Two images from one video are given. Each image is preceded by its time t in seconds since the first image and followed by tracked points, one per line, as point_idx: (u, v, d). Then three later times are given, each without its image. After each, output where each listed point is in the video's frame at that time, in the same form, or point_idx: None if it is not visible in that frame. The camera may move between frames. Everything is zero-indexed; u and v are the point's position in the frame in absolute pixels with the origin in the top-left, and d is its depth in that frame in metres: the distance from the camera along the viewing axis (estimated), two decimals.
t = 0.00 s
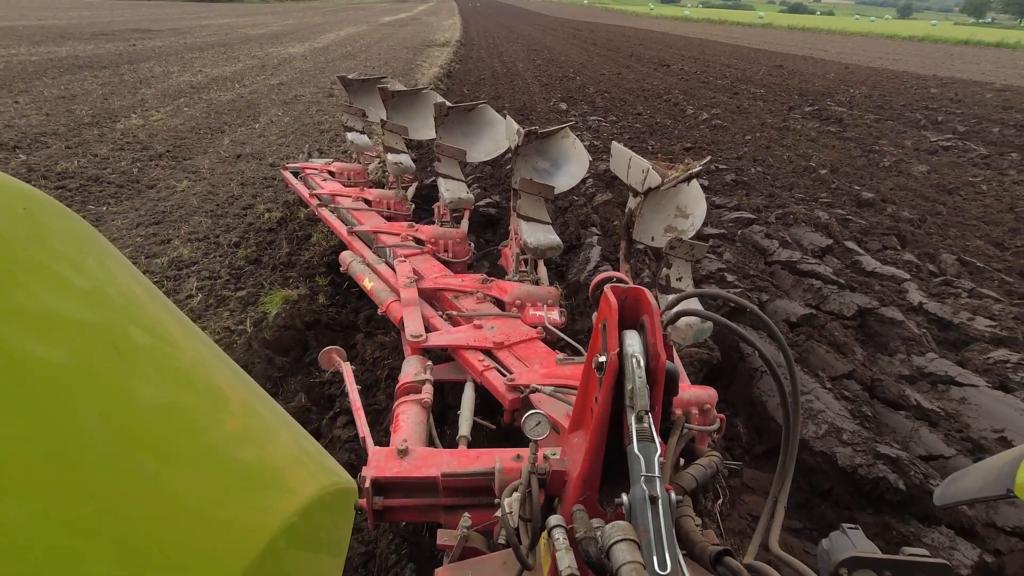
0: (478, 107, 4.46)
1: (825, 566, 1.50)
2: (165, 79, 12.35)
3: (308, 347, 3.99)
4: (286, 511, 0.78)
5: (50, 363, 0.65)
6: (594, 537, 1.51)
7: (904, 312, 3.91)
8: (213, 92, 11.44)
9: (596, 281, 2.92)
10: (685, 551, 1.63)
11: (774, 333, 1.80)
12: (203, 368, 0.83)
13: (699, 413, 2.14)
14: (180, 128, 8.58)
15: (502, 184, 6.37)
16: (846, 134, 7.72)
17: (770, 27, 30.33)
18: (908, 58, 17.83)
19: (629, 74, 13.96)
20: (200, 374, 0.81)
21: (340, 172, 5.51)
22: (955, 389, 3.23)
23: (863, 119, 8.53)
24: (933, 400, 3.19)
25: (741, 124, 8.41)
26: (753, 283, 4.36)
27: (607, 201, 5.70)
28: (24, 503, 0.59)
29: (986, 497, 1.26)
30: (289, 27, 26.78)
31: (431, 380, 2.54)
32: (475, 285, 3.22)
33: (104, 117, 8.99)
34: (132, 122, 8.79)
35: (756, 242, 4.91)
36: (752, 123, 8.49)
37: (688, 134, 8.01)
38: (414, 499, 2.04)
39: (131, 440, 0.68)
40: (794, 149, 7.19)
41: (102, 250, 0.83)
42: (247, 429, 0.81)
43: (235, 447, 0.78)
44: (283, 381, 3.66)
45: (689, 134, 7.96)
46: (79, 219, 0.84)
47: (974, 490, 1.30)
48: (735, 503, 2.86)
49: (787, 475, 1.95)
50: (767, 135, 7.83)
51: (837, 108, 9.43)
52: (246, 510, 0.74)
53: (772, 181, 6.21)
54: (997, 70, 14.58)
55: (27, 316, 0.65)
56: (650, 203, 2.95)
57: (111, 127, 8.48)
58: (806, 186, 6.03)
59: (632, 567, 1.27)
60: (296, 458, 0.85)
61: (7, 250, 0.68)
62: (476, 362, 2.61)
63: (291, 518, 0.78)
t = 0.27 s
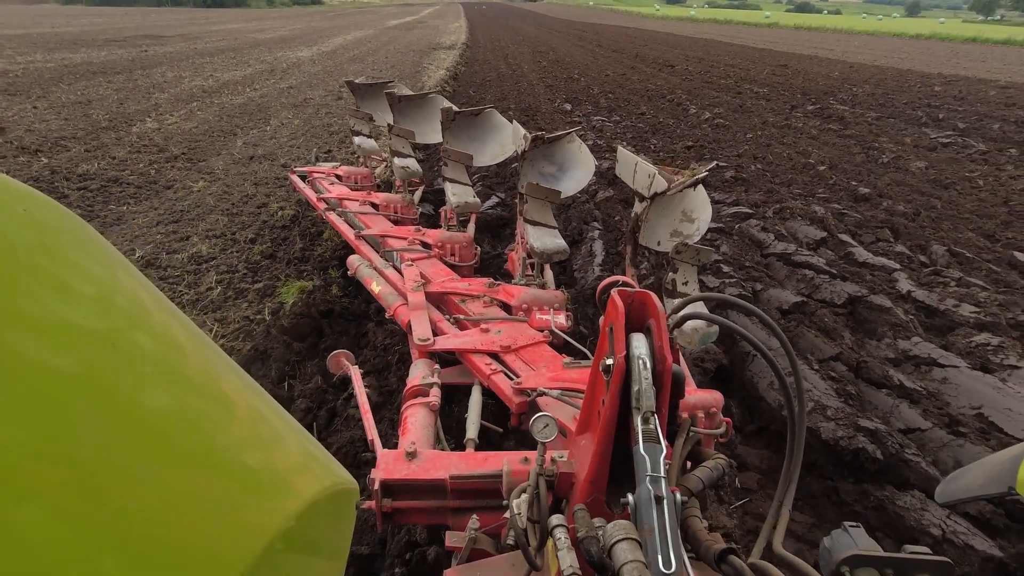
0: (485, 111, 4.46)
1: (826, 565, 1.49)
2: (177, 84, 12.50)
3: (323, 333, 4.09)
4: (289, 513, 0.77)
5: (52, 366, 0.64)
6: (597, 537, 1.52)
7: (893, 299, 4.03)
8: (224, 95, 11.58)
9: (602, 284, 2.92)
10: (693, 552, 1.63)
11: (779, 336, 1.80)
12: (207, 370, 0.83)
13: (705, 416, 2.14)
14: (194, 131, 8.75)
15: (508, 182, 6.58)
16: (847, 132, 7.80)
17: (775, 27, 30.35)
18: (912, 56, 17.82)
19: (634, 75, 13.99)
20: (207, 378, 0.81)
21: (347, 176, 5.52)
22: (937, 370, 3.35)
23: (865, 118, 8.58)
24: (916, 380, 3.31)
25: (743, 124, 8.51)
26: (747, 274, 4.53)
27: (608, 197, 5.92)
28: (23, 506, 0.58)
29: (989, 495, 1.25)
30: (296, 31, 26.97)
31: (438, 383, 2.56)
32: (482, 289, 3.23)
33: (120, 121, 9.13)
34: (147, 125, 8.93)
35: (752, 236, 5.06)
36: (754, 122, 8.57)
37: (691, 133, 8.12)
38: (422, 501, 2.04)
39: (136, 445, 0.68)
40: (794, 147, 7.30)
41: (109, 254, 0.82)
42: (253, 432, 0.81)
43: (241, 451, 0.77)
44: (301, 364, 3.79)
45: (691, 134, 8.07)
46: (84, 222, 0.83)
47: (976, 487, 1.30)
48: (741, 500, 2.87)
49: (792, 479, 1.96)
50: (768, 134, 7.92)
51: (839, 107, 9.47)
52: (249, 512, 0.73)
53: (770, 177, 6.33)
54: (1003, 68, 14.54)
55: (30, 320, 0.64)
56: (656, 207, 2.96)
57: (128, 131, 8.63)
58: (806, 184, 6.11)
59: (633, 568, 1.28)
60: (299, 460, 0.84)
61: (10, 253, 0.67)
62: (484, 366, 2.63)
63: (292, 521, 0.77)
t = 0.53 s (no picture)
0: (490, 113, 4.47)
1: (830, 566, 1.48)
2: (186, 86, 12.61)
3: (335, 320, 4.24)
4: (290, 516, 0.77)
5: (54, 370, 0.63)
6: (600, 539, 1.54)
7: (880, 288, 4.19)
8: (232, 97, 11.70)
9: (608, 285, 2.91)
10: (700, 553, 1.63)
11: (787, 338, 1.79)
12: (209, 373, 0.82)
13: (712, 418, 2.13)
14: (204, 133, 8.88)
15: (512, 179, 6.74)
16: (845, 131, 7.93)
17: (778, 27, 30.41)
18: (913, 55, 17.89)
19: (636, 75, 14.00)
20: (209, 382, 0.81)
21: (353, 178, 5.54)
22: (919, 352, 3.49)
23: (864, 117, 8.68)
24: (899, 361, 3.45)
25: (743, 123, 8.63)
26: (741, 264, 4.69)
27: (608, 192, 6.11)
28: (23, 509, 0.57)
29: (994, 495, 1.25)
30: (301, 34, 27.08)
31: (444, 385, 2.56)
32: (488, 290, 3.23)
33: (133, 122, 9.23)
34: (159, 126, 9.06)
35: (747, 229, 5.21)
36: (754, 121, 8.66)
37: (691, 132, 8.26)
38: (429, 503, 2.05)
39: (137, 448, 0.68)
40: (793, 145, 7.46)
41: (109, 256, 0.81)
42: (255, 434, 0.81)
43: (241, 454, 0.77)
44: (315, 347, 3.95)
45: (691, 133, 8.23)
46: (85, 223, 0.82)
47: (981, 487, 1.29)
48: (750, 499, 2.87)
49: (799, 482, 1.96)
50: (767, 132, 8.07)
51: (839, 106, 9.54)
52: (251, 515, 0.74)
53: (766, 173, 6.51)
54: (1003, 67, 14.62)
55: (32, 324, 0.63)
56: (662, 209, 2.95)
57: (140, 132, 8.75)
58: (800, 179, 6.30)
59: (638, 568, 1.30)
60: (302, 464, 0.85)
61: (11, 256, 0.66)
62: (490, 368, 2.63)
63: (293, 525, 0.77)
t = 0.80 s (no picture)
0: (491, 114, 4.47)
1: (834, 568, 1.48)
2: (191, 86, 12.65)
3: (345, 305, 4.35)
4: (291, 519, 0.78)
5: (57, 374, 0.63)
6: (603, 540, 1.54)
7: (866, 274, 4.38)
8: (236, 97, 11.77)
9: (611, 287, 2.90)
10: (703, 555, 1.62)
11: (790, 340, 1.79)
12: (211, 377, 0.83)
13: (715, 420, 2.13)
14: (212, 131, 8.96)
15: (513, 175, 6.91)
16: (839, 128, 8.06)
17: (778, 26, 30.45)
18: (910, 53, 17.98)
19: (635, 75, 13.94)
20: (211, 386, 0.81)
21: (355, 179, 5.56)
22: (899, 332, 3.68)
23: (860, 115, 8.78)
24: (880, 342, 3.64)
25: (740, 120, 8.76)
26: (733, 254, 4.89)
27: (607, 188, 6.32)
28: (25, 511, 0.57)
29: (998, 497, 1.24)
30: (303, 34, 27.12)
31: (447, 386, 2.55)
32: (490, 292, 3.23)
33: (140, 122, 9.28)
34: (166, 126, 9.13)
35: (740, 221, 5.39)
36: (751, 119, 8.77)
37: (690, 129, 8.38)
38: (432, 505, 2.05)
39: (139, 451, 0.68)
40: (789, 141, 7.60)
41: (110, 260, 0.81)
42: (256, 438, 0.82)
43: (243, 457, 0.78)
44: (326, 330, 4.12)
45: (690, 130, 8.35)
46: (86, 227, 0.82)
47: (985, 489, 1.28)
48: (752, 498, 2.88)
49: (802, 483, 1.96)
50: (763, 129, 8.21)
51: (835, 104, 9.62)
52: (253, 518, 0.74)
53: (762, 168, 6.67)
54: (1000, 65, 14.67)
55: (35, 328, 0.63)
56: (665, 210, 2.95)
57: (148, 131, 8.82)
58: (793, 173, 6.48)
59: (639, 571, 1.31)
60: (303, 467, 0.85)
61: (13, 260, 0.66)
62: (493, 369, 2.63)
63: (294, 528, 0.78)
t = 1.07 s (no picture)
0: (492, 115, 4.47)
1: (834, 570, 1.48)
2: (194, 85, 12.68)
3: (351, 291, 4.65)
4: (292, 519, 0.78)
5: (57, 375, 0.63)
6: (602, 542, 1.54)
7: (849, 263, 4.71)
8: (238, 95, 11.82)
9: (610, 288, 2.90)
10: (701, 557, 1.62)
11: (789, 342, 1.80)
12: (212, 377, 0.82)
13: (714, 421, 2.13)
14: (217, 129, 9.02)
15: (512, 172, 7.15)
16: (832, 126, 8.24)
17: (776, 26, 30.59)
18: (904, 52, 18.14)
19: (632, 74, 13.95)
20: (211, 386, 0.81)
21: (355, 180, 5.58)
22: (877, 315, 4.00)
23: (852, 113, 8.92)
24: (859, 325, 3.95)
25: (734, 118, 8.91)
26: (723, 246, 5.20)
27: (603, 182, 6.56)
28: (25, 514, 0.57)
29: (998, 501, 1.24)
30: (303, 34, 27.13)
31: (446, 387, 2.55)
32: (490, 292, 3.23)
33: (147, 120, 9.32)
34: (173, 124, 9.19)
35: (731, 214, 5.73)
36: (746, 117, 8.90)
37: (687, 127, 8.53)
38: (430, 505, 2.04)
39: (139, 451, 0.67)
40: (782, 140, 7.81)
41: (110, 260, 0.81)
42: (256, 437, 0.81)
43: (244, 457, 0.77)
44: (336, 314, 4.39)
45: (686, 127, 8.50)
46: (87, 228, 0.82)
47: (984, 492, 1.28)
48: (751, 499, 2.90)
49: (801, 485, 1.97)
50: (757, 127, 8.40)
51: (830, 102, 9.73)
52: (252, 518, 0.74)
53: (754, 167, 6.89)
54: (994, 63, 14.80)
55: (36, 328, 0.63)
56: (665, 211, 2.95)
57: (154, 129, 8.86)
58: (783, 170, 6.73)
59: (639, 572, 1.29)
60: (304, 467, 0.85)
61: (13, 260, 0.65)
62: (491, 370, 2.63)
63: (295, 529, 0.77)
